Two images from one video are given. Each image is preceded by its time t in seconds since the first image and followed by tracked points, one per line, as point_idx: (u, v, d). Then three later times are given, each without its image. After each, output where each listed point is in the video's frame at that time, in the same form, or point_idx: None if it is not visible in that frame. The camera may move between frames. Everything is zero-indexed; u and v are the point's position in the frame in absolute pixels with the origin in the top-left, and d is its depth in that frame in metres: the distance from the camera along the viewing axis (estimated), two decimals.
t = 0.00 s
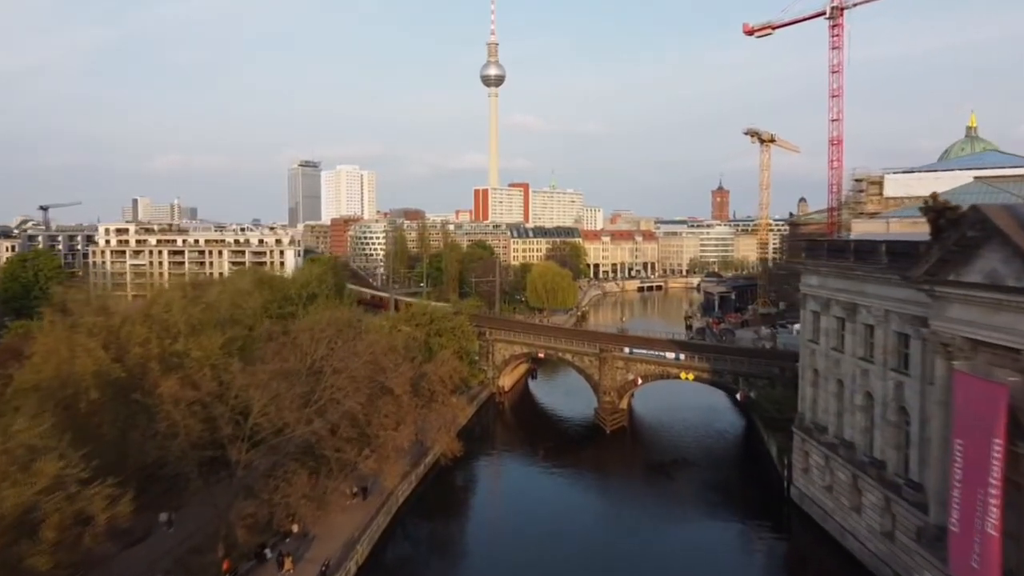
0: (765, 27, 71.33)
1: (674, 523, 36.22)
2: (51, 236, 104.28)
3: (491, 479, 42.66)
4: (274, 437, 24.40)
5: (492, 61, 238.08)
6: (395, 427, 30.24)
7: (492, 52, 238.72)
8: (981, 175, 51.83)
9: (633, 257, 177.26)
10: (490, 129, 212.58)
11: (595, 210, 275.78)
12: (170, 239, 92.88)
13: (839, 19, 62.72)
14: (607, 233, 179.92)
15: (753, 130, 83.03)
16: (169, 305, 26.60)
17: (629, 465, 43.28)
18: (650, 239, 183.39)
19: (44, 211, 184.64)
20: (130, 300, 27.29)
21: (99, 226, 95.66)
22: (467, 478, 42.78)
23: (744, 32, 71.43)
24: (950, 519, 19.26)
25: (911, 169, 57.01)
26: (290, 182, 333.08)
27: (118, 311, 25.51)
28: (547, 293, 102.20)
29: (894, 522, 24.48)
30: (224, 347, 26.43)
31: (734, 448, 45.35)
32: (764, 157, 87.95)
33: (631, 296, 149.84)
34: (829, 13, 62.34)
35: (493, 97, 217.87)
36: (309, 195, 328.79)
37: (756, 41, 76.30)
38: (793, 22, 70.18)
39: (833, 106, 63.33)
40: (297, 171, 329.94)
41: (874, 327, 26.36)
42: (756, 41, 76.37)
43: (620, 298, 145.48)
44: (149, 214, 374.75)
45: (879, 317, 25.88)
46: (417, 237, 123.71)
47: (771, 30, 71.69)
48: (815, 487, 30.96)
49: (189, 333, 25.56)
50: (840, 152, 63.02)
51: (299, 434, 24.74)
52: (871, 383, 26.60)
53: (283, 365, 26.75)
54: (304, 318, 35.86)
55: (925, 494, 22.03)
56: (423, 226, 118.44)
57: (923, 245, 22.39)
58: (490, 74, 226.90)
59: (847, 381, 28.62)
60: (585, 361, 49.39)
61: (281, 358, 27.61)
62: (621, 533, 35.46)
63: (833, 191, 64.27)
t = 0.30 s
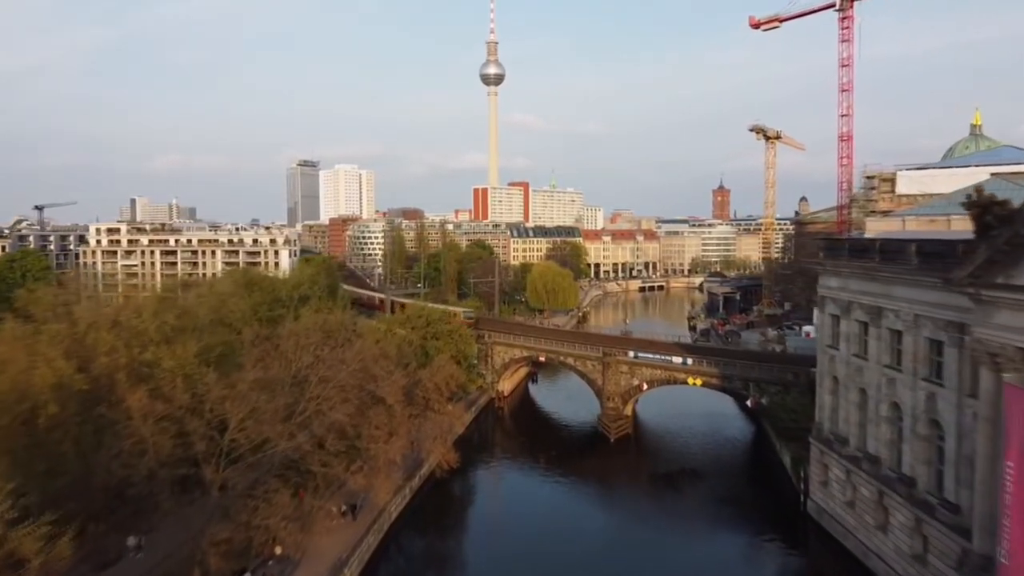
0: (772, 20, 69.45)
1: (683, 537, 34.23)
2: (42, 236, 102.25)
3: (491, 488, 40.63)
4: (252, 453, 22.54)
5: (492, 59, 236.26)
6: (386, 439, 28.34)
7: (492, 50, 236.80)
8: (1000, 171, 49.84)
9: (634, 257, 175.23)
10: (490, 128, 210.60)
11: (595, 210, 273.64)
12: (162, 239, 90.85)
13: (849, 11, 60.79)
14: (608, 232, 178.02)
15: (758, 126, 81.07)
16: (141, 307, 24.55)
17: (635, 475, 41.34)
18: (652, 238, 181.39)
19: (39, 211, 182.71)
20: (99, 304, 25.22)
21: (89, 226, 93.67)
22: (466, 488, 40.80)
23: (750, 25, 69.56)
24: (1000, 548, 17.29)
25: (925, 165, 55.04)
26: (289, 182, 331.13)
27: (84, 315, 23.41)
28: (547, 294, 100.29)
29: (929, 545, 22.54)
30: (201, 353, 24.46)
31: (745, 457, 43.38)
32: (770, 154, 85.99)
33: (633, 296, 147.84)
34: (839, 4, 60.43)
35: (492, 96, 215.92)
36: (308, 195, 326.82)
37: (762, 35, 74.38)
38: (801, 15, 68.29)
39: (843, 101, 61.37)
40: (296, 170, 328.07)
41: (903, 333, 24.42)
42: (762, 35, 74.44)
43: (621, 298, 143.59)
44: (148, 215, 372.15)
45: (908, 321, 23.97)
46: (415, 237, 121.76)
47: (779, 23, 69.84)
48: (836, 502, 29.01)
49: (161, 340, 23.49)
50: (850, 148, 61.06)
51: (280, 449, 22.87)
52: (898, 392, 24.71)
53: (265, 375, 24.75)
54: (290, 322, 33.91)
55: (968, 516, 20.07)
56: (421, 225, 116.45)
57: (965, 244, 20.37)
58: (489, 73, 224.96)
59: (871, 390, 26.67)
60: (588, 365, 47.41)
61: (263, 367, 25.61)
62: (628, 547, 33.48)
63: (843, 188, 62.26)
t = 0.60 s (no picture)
0: (780, 14, 67.46)
1: (693, 555, 32.24)
2: (33, 237, 100.40)
3: (490, 500, 38.63)
4: (225, 475, 20.49)
5: (492, 58, 234.11)
6: (377, 455, 26.40)
7: (491, 49, 234.76)
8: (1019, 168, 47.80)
9: (635, 257, 173.10)
10: (490, 127, 208.59)
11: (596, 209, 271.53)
12: (155, 239, 88.84)
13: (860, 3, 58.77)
14: (609, 232, 176.10)
15: (765, 123, 79.01)
16: (105, 314, 22.44)
17: (642, 489, 39.37)
18: (654, 238, 179.24)
19: (35, 210, 180.73)
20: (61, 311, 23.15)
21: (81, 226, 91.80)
22: (464, 500, 38.80)
23: (757, 19, 67.56)
24: None
25: (940, 163, 53.01)
26: (289, 181, 329.35)
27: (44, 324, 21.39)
28: (547, 295, 98.47)
29: None
30: (171, 365, 22.38)
31: (756, 470, 41.32)
32: (776, 152, 83.94)
33: (634, 296, 145.82)
34: None
35: (492, 95, 214.00)
36: (307, 194, 324.88)
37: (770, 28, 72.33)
38: (810, 8, 66.27)
39: (854, 96, 59.37)
40: (296, 169, 326.17)
41: (937, 342, 22.48)
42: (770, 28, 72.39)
43: (623, 299, 141.71)
44: (147, 214, 370.25)
45: (943, 330, 22.03)
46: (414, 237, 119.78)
47: (787, 16, 67.85)
48: (860, 523, 27.04)
49: (128, 353, 21.50)
50: (861, 145, 59.08)
51: (257, 470, 20.87)
52: (931, 407, 22.78)
53: (244, 390, 22.79)
54: (275, 330, 31.90)
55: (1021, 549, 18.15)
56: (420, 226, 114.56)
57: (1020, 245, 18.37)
58: (489, 72, 222.96)
59: (899, 403, 24.71)
60: (591, 372, 45.41)
61: (241, 381, 23.62)
62: (636, 565, 31.55)
63: (854, 186, 60.31)
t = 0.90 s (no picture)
0: (788, 8, 65.49)
1: None
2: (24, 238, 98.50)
3: (490, 516, 36.68)
4: (195, 507, 18.35)
5: (491, 57, 232.04)
6: (367, 476, 24.47)
7: (491, 48, 232.83)
8: None
9: (637, 257, 171.06)
10: (489, 126, 206.60)
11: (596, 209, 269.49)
12: (147, 240, 86.72)
13: None
14: (610, 232, 173.92)
15: (771, 120, 77.07)
16: (64, 325, 20.27)
17: (649, 504, 37.44)
18: (655, 237, 177.28)
19: (30, 210, 179.12)
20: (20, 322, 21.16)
21: (72, 226, 89.80)
22: (461, 515, 36.84)
23: (764, 13, 65.58)
24: None
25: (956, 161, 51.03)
26: (288, 181, 327.55)
27: None
28: (548, 297, 96.52)
29: None
30: (139, 382, 20.23)
31: (771, 484, 39.28)
32: (783, 151, 81.95)
33: (636, 297, 143.83)
34: None
35: (491, 94, 212.14)
36: (306, 194, 322.99)
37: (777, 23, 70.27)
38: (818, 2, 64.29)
39: (865, 93, 57.37)
40: (294, 169, 324.40)
41: (977, 356, 20.55)
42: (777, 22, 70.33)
43: (624, 300, 139.72)
44: (146, 215, 368.21)
45: (984, 343, 20.08)
46: (412, 237, 117.81)
47: (795, 10, 65.87)
48: (888, 548, 25.13)
49: (90, 370, 19.51)
50: (873, 143, 57.09)
51: (232, 499, 18.83)
52: (970, 427, 20.83)
53: (219, 409, 20.82)
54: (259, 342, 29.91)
55: None
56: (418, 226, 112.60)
57: None
58: (489, 71, 220.87)
59: (931, 421, 22.77)
60: (595, 379, 43.46)
61: (217, 399, 21.66)
62: None
63: (865, 186, 58.32)
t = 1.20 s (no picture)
0: (796, 2, 63.52)
1: None
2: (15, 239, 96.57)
3: (490, 534, 34.73)
4: (160, 548, 16.31)
5: (491, 56, 230.08)
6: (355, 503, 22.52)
7: (491, 47, 230.88)
8: None
9: (638, 258, 169.09)
10: (489, 126, 204.80)
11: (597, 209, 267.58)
12: (139, 241, 84.59)
13: None
14: (611, 232, 172.14)
15: (778, 119, 75.21)
16: (15, 340, 18.25)
17: (657, 521, 35.53)
18: (656, 238, 174.87)
19: (25, 210, 177.08)
20: None
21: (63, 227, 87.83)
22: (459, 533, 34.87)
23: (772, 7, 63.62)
24: None
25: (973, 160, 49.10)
26: (286, 181, 325.66)
27: None
28: (548, 299, 94.61)
29: None
30: (99, 403, 18.23)
31: (784, 499, 37.45)
32: (790, 150, 80.05)
33: (637, 299, 141.94)
34: None
35: (491, 94, 210.24)
36: (305, 194, 321.10)
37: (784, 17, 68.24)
38: None
39: (878, 90, 55.40)
40: (293, 169, 322.57)
41: None
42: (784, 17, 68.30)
43: (626, 302, 137.82)
44: (144, 215, 366.07)
45: None
46: (411, 238, 115.84)
47: (804, 4, 63.87)
48: None
49: (43, 393, 17.46)
50: (886, 142, 55.20)
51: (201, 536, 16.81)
52: (1017, 451, 18.88)
53: (189, 434, 18.82)
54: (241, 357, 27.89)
55: None
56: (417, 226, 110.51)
57: None
58: (489, 70, 218.80)
59: (970, 443, 20.82)
60: (599, 389, 41.51)
61: (189, 422, 19.65)
62: None
63: (877, 186, 56.40)
